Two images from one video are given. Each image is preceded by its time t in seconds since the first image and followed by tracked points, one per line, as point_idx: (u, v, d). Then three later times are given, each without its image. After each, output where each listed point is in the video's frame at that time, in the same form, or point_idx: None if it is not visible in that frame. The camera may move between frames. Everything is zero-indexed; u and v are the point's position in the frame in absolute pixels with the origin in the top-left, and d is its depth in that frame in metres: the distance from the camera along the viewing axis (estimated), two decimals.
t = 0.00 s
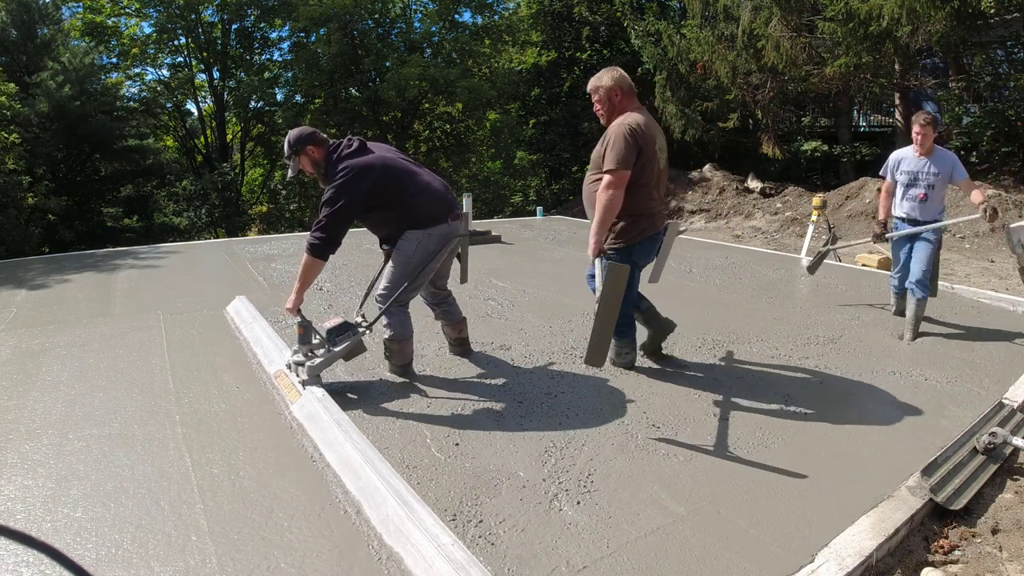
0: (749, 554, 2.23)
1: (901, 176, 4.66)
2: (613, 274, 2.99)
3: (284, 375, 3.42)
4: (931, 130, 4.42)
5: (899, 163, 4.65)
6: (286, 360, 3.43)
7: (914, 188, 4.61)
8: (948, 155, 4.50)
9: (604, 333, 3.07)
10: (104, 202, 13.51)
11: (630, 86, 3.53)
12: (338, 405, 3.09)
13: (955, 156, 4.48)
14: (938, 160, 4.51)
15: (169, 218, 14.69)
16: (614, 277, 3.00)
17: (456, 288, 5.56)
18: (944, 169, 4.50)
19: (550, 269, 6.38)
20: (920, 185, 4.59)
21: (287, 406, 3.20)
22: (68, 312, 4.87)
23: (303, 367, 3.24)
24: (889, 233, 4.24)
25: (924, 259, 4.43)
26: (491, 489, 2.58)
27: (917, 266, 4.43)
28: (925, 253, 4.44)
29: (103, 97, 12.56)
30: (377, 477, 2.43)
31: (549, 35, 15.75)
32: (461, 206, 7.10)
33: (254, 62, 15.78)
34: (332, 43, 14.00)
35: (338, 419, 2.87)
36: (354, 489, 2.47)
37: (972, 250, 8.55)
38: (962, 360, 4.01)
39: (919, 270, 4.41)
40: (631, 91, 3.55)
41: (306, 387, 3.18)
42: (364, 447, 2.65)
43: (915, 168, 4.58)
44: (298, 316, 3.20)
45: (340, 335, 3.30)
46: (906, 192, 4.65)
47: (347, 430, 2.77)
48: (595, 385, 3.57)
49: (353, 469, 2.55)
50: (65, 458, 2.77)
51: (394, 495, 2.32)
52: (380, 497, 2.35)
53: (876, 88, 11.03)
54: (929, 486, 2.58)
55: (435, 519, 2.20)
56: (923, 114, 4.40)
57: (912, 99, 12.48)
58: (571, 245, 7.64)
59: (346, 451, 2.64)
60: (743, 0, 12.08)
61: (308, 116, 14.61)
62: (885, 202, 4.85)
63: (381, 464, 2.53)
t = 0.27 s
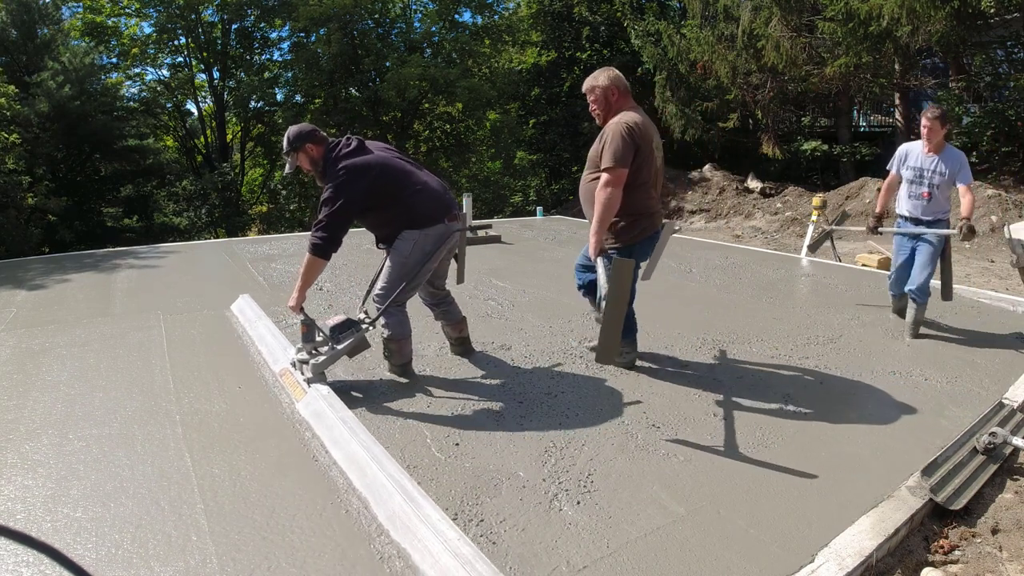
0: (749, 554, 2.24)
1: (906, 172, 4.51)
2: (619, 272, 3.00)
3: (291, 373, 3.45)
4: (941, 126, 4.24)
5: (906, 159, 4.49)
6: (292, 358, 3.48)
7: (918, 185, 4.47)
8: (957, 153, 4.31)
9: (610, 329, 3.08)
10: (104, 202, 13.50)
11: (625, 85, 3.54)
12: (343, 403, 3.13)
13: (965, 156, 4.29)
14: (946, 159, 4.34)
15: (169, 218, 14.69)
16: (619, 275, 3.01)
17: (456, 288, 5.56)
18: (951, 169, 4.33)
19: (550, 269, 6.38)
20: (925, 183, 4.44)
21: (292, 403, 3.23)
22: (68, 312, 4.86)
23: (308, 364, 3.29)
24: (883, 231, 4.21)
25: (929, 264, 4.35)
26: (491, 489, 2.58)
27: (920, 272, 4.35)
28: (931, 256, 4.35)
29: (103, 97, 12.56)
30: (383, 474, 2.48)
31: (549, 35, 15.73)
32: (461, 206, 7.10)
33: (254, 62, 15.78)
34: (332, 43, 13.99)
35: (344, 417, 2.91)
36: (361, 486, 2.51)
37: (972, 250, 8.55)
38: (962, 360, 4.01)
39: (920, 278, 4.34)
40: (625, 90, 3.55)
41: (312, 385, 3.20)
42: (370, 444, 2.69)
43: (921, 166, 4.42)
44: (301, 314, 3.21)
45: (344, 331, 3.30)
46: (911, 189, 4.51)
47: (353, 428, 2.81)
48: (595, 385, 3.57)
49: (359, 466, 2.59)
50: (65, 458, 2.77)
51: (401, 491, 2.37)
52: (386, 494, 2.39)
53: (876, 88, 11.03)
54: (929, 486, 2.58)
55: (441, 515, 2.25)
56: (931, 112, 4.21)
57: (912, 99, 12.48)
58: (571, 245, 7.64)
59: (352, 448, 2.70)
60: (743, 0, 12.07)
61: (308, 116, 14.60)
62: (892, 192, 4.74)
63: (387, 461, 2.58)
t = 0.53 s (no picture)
0: (749, 554, 2.24)
1: (908, 165, 4.47)
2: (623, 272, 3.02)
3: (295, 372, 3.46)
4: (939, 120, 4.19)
5: (908, 152, 4.45)
6: (295, 358, 3.50)
7: (918, 179, 4.41)
8: (959, 148, 4.20)
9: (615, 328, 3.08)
10: (103, 202, 13.49)
11: (622, 85, 3.54)
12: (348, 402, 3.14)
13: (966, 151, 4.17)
14: (945, 153, 4.25)
15: (169, 218, 14.69)
16: (623, 276, 3.02)
17: (456, 288, 5.56)
18: (949, 164, 4.24)
19: (550, 269, 6.38)
20: (925, 176, 4.38)
21: (296, 403, 3.24)
22: (68, 312, 4.86)
23: (311, 364, 3.29)
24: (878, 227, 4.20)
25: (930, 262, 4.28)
26: (491, 489, 2.58)
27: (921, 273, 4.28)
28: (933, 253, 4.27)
29: (103, 97, 12.56)
30: (386, 472, 2.48)
31: (549, 34, 15.72)
32: (461, 206, 7.10)
33: (254, 62, 15.78)
34: (332, 43, 13.99)
35: (347, 415, 2.92)
36: (365, 486, 2.52)
37: (972, 250, 8.55)
38: (962, 360, 4.01)
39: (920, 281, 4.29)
40: (623, 89, 3.56)
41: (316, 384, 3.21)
42: (372, 442, 2.70)
43: (920, 159, 4.37)
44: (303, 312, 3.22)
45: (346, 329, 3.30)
46: (912, 183, 4.46)
47: (357, 426, 2.82)
48: (595, 385, 3.57)
49: (364, 464, 2.60)
50: (65, 458, 2.77)
51: (404, 490, 2.36)
52: (390, 493, 2.39)
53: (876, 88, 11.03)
54: (929, 486, 2.58)
55: (445, 513, 2.24)
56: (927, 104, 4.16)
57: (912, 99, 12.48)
58: (571, 245, 7.64)
59: (356, 447, 2.70)
60: (743, 0, 12.07)
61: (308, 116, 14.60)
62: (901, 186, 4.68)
63: (390, 458, 2.58)
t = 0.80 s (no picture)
0: (750, 554, 2.24)
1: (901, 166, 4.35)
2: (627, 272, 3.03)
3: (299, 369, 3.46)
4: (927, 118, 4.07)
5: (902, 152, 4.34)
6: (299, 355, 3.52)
7: (912, 180, 4.29)
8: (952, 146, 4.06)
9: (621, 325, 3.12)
10: (103, 202, 13.49)
11: (620, 85, 3.55)
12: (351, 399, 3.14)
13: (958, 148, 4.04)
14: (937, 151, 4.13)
15: (169, 218, 14.69)
16: (626, 276, 3.03)
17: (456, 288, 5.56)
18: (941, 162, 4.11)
19: (550, 269, 6.38)
20: (918, 177, 4.25)
21: (301, 400, 3.27)
22: (68, 312, 4.86)
23: (316, 361, 3.31)
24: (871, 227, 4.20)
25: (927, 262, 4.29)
26: (491, 489, 2.58)
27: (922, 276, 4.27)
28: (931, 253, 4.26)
29: (103, 97, 12.56)
30: (391, 469, 2.47)
31: (549, 34, 15.71)
32: (461, 206, 7.10)
33: (254, 62, 15.79)
34: (332, 43, 13.99)
35: (352, 412, 2.91)
36: (371, 482, 2.52)
37: (972, 250, 8.55)
38: (963, 360, 4.01)
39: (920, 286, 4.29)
40: (621, 90, 3.57)
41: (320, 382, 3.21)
42: (377, 439, 2.69)
43: (912, 159, 4.25)
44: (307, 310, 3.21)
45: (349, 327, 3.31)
46: (906, 184, 4.34)
47: (362, 423, 2.81)
48: (595, 385, 3.56)
49: (369, 462, 2.59)
50: (65, 458, 2.77)
51: (409, 486, 2.35)
52: (396, 489, 2.38)
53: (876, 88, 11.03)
54: (929, 487, 2.58)
55: (450, 509, 2.23)
56: (914, 101, 4.05)
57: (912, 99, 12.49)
58: (571, 245, 7.64)
59: (361, 444, 2.69)
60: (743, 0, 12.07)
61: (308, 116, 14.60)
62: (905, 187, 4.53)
63: (395, 455, 2.57)
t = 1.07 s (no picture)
0: (750, 554, 2.23)
1: (886, 170, 4.23)
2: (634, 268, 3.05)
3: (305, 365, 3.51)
4: (910, 118, 3.94)
5: (886, 157, 4.21)
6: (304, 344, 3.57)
7: (897, 182, 4.16)
8: (937, 147, 3.95)
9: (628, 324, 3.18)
10: (103, 202, 13.48)
11: (621, 85, 3.55)
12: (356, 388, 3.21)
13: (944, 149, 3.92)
14: (921, 153, 4.01)
15: (169, 218, 14.70)
16: (631, 271, 3.04)
17: (456, 288, 5.56)
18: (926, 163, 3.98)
19: (550, 269, 6.38)
20: (904, 180, 4.12)
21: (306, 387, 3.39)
22: (68, 312, 4.86)
23: (321, 350, 3.35)
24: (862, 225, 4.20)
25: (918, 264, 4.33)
26: (491, 489, 2.58)
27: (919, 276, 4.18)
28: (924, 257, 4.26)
29: (103, 97, 12.55)
30: (395, 463, 2.53)
31: (549, 34, 15.70)
32: (461, 206, 7.10)
33: (254, 62, 15.79)
34: (332, 43, 13.99)
35: (357, 405, 2.97)
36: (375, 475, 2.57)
37: (972, 250, 8.55)
38: (963, 360, 4.01)
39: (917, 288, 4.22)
40: (623, 91, 3.57)
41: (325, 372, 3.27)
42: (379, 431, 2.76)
43: (896, 162, 4.13)
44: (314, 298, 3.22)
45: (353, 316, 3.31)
46: (892, 188, 4.21)
47: (367, 416, 2.87)
48: (595, 385, 3.56)
49: (373, 455, 2.65)
50: (65, 458, 2.77)
51: (412, 481, 2.40)
52: (398, 484, 2.44)
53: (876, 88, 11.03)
54: (929, 487, 2.58)
55: (451, 504, 2.27)
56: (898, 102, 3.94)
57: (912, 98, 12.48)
58: (570, 245, 7.64)
59: (366, 438, 2.75)
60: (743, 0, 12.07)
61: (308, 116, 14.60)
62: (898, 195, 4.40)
63: (397, 448, 2.64)
